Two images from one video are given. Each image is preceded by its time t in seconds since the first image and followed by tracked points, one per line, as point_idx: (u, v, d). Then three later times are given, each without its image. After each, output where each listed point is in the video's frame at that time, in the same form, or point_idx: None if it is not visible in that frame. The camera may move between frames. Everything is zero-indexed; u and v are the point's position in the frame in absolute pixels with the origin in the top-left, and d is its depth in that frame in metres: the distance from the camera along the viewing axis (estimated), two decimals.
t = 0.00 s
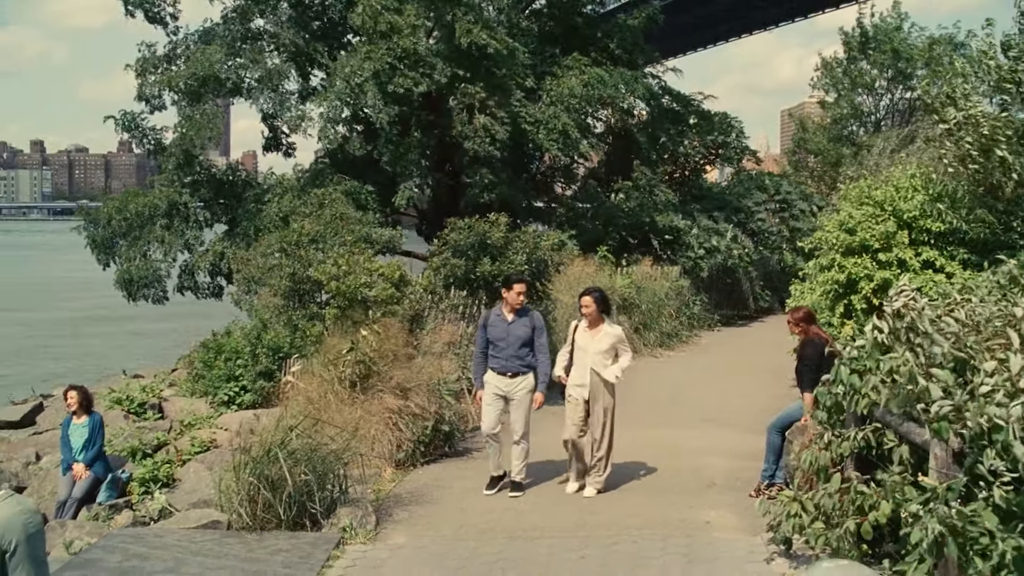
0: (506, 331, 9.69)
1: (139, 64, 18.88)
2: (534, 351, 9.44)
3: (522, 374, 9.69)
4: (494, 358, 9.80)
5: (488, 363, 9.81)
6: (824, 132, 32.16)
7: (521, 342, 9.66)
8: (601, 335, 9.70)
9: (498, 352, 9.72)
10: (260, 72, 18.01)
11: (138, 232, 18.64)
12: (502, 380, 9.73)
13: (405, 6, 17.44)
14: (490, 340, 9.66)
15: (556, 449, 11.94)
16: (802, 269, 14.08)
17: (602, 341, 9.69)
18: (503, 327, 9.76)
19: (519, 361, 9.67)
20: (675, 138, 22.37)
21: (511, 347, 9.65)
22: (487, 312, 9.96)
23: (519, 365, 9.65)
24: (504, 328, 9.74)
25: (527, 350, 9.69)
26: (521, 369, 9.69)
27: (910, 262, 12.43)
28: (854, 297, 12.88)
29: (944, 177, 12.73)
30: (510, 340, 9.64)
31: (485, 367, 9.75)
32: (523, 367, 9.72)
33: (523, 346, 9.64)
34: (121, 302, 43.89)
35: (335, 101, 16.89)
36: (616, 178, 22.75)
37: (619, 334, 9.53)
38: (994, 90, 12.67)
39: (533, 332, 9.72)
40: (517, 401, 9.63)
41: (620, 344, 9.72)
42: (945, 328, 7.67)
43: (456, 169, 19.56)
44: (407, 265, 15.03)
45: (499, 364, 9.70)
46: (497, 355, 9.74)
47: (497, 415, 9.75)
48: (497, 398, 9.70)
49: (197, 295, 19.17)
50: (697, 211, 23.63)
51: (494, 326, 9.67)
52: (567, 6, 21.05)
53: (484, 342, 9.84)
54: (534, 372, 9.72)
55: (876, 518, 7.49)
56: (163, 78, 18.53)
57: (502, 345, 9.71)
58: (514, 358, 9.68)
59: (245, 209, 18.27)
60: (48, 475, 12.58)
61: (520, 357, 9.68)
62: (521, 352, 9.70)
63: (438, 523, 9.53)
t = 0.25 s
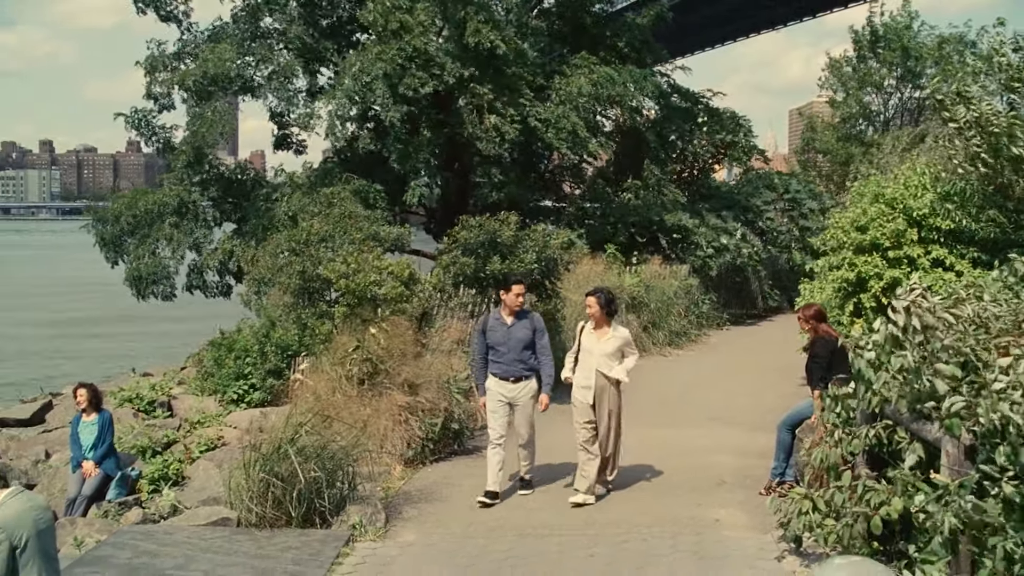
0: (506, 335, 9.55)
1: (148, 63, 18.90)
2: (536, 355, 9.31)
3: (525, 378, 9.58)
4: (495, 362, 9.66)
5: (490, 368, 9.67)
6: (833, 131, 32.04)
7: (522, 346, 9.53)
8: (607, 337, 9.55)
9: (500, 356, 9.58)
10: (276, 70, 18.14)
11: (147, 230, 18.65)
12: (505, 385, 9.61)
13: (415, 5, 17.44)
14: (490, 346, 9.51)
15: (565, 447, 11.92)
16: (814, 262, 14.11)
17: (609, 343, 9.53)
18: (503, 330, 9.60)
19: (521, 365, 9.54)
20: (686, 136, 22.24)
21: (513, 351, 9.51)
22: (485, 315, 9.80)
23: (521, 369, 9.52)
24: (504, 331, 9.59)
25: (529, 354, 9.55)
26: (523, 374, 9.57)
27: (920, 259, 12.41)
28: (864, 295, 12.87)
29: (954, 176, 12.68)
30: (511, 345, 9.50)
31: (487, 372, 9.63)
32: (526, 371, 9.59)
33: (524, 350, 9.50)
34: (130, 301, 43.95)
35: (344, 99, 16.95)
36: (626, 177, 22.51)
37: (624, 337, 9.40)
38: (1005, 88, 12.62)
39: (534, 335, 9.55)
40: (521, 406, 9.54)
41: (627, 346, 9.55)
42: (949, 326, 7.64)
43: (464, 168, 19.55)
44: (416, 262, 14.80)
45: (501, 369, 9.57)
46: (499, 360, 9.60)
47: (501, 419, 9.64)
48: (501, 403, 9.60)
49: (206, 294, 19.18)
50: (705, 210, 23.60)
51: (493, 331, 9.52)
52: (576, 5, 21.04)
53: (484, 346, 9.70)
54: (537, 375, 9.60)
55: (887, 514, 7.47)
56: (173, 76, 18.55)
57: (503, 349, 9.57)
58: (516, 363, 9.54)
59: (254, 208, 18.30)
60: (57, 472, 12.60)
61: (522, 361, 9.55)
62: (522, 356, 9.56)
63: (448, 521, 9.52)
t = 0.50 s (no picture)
0: (502, 333, 9.33)
1: (154, 61, 18.92)
2: (534, 352, 9.09)
3: (522, 377, 9.35)
4: (491, 362, 9.43)
5: (486, 368, 9.43)
6: (839, 130, 31.99)
7: (519, 343, 9.31)
8: (608, 336, 9.37)
9: (496, 355, 9.35)
10: (281, 67, 18.13)
11: (152, 228, 18.66)
12: (502, 384, 9.37)
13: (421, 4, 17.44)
14: (486, 344, 9.28)
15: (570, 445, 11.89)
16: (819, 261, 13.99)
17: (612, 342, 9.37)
18: (498, 329, 9.39)
19: (518, 363, 9.31)
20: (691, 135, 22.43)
21: (509, 350, 9.29)
22: (480, 315, 9.58)
23: (518, 368, 9.29)
24: (500, 330, 9.37)
25: (525, 352, 9.33)
26: (521, 373, 9.33)
27: (927, 258, 12.39)
28: (871, 293, 12.82)
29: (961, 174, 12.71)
30: (507, 343, 9.28)
31: (483, 372, 9.38)
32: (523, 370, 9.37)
33: (521, 348, 9.28)
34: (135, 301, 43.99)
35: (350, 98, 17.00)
36: (631, 175, 22.84)
37: (626, 335, 9.20)
38: (1012, 87, 12.62)
39: (530, 332, 9.36)
40: (519, 406, 9.29)
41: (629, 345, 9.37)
42: (950, 326, 7.66)
43: (470, 167, 19.52)
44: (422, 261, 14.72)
45: (498, 368, 9.33)
46: (495, 359, 9.37)
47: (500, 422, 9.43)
48: (499, 404, 9.35)
49: (211, 293, 19.20)
50: (710, 209, 23.57)
51: (488, 329, 9.30)
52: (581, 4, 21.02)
53: (479, 346, 9.47)
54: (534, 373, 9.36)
55: (893, 512, 7.43)
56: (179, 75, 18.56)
57: (499, 348, 9.35)
58: (513, 361, 9.31)
59: (259, 207, 18.31)
60: (63, 470, 12.62)
61: (520, 360, 9.33)
62: (519, 354, 9.34)
63: (453, 519, 9.52)
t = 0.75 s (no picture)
0: (501, 332, 9.27)
1: (161, 59, 18.93)
2: (530, 351, 9.00)
3: (521, 377, 9.26)
4: (491, 361, 9.36)
5: (485, 367, 9.38)
6: (846, 129, 31.94)
7: (517, 343, 9.23)
8: (611, 336, 9.06)
9: (495, 354, 9.29)
10: (287, 65, 18.13)
11: (159, 226, 18.66)
12: (501, 384, 9.30)
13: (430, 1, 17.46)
14: (484, 343, 9.23)
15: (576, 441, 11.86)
16: (827, 261, 13.91)
17: (616, 342, 9.05)
18: (498, 328, 9.33)
19: (516, 362, 9.23)
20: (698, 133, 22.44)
21: (508, 349, 9.22)
22: (483, 313, 9.54)
23: (515, 368, 9.20)
24: (499, 329, 9.32)
25: (524, 351, 9.25)
26: (519, 372, 9.25)
27: (937, 256, 12.37)
28: (881, 292, 12.74)
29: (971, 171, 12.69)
30: (506, 341, 9.21)
31: (482, 372, 9.33)
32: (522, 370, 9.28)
33: (519, 347, 9.20)
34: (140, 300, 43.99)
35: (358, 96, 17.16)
36: (638, 174, 22.86)
37: (627, 336, 8.92)
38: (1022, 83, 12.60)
39: (530, 331, 9.27)
40: (518, 406, 9.21)
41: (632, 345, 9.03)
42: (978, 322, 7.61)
43: (477, 165, 19.51)
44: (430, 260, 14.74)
45: (496, 368, 9.26)
46: (494, 359, 9.31)
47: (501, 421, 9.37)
48: (498, 404, 9.29)
49: (218, 291, 19.22)
50: (717, 207, 23.54)
51: (488, 327, 9.24)
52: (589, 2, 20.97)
53: (480, 345, 9.42)
54: (533, 373, 9.26)
55: (903, 510, 7.41)
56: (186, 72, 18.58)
57: (498, 347, 9.28)
58: (511, 361, 9.23)
59: (266, 205, 18.33)
60: (70, 468, 12.64)
61: (518, 359, 9.25)
62: (518, 354, 9.26)
63: (461, 516, 9.53)
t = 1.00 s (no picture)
0: (503, 335, 9.04)
1: (166, 57, 18.94)
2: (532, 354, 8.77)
3: (523, 382, 9.02)
4: (492, 365, 9.13)
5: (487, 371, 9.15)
6: (851, 128, 31.90)
7: (520, 346, 9.00)
8: (613, 338, 8.92)
9: (496, 357, 9.05)
10: (292, 65, 18.21)
11: (163, 225, 18.67)
12: (501, 388, 9.05)
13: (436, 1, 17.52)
14: (486, 346, 9.00)
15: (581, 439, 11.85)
16: (831, 261, 13.88)
17: (619, 345, 8.89)
18: (501, 331, 9.10)
19: (518, 366, 8.98)
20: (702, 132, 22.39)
21: (510, 352, 8.98)
22: (486, 316, 9.33)
23: (517, 371, 8.96)
24: (502, 331, 9.09)
25: (527, 355, 9.01)
26: (520, 377, 9.01)
27: (943, 254, 12.36)
28: (887, 291, 12.69)
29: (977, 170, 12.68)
30: (508, 345, 8.97)
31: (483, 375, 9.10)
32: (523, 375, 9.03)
33: (521, 351, 8.97)
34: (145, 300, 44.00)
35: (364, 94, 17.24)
36: (642, 173, 23.00)
37: (630, 337, 8.78)
38: None
39: (533, 335, 9.04)
40: (517, 411, 8.97)
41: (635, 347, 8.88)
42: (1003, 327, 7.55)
43: (481, 165, 19.53)
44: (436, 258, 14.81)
45: (497, 372, 9.02)
46: (495, 362, 9.07)
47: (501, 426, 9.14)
48: (498, 409, 9.05)
49: (222, 289, 19.22)
50: (722, 207, 23.51)
51: (490, 330, 9.02)
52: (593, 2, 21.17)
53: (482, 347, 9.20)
54: (535, 378, 9.02)
55: (910, 509, 7.35)
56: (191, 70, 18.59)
57: (500, 351, 9.05)
58: (513, 364, 9.00)
59: (271, 204, 18.36)
60: (76, 466, 12.65)
61: (520, 363, 9.00)
62: (520, 357, 9.02)
63: (466, 514, 9.52)
